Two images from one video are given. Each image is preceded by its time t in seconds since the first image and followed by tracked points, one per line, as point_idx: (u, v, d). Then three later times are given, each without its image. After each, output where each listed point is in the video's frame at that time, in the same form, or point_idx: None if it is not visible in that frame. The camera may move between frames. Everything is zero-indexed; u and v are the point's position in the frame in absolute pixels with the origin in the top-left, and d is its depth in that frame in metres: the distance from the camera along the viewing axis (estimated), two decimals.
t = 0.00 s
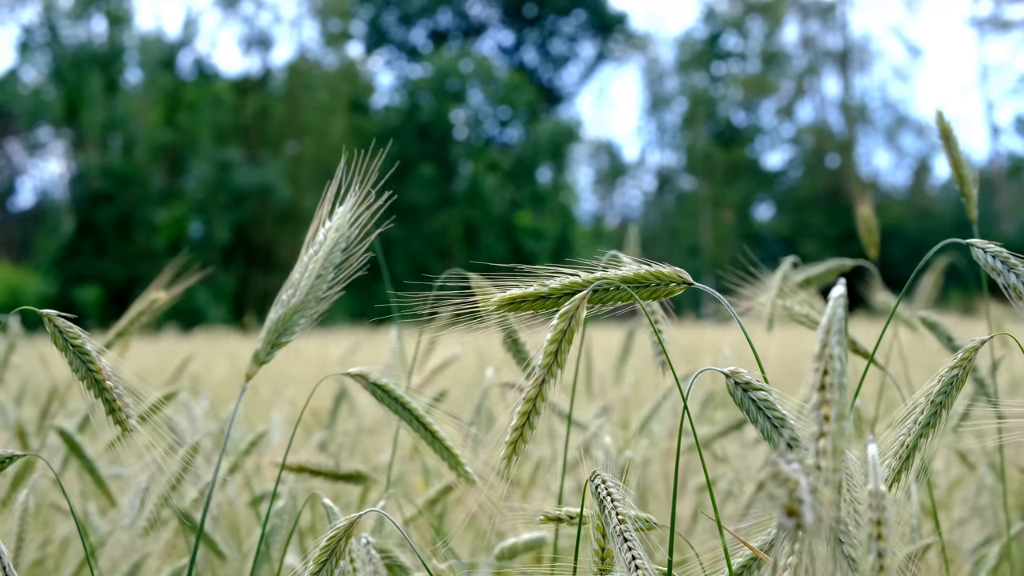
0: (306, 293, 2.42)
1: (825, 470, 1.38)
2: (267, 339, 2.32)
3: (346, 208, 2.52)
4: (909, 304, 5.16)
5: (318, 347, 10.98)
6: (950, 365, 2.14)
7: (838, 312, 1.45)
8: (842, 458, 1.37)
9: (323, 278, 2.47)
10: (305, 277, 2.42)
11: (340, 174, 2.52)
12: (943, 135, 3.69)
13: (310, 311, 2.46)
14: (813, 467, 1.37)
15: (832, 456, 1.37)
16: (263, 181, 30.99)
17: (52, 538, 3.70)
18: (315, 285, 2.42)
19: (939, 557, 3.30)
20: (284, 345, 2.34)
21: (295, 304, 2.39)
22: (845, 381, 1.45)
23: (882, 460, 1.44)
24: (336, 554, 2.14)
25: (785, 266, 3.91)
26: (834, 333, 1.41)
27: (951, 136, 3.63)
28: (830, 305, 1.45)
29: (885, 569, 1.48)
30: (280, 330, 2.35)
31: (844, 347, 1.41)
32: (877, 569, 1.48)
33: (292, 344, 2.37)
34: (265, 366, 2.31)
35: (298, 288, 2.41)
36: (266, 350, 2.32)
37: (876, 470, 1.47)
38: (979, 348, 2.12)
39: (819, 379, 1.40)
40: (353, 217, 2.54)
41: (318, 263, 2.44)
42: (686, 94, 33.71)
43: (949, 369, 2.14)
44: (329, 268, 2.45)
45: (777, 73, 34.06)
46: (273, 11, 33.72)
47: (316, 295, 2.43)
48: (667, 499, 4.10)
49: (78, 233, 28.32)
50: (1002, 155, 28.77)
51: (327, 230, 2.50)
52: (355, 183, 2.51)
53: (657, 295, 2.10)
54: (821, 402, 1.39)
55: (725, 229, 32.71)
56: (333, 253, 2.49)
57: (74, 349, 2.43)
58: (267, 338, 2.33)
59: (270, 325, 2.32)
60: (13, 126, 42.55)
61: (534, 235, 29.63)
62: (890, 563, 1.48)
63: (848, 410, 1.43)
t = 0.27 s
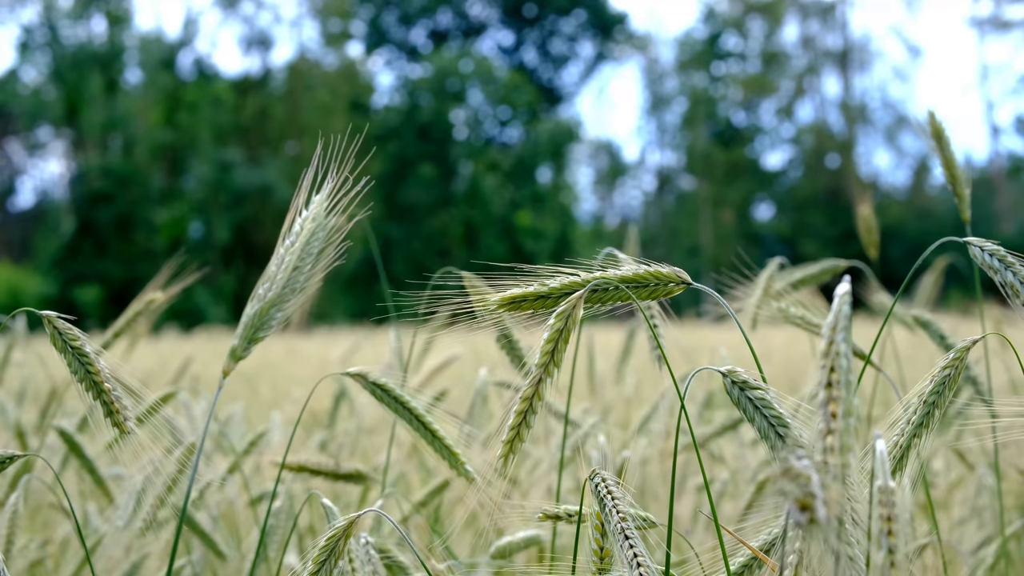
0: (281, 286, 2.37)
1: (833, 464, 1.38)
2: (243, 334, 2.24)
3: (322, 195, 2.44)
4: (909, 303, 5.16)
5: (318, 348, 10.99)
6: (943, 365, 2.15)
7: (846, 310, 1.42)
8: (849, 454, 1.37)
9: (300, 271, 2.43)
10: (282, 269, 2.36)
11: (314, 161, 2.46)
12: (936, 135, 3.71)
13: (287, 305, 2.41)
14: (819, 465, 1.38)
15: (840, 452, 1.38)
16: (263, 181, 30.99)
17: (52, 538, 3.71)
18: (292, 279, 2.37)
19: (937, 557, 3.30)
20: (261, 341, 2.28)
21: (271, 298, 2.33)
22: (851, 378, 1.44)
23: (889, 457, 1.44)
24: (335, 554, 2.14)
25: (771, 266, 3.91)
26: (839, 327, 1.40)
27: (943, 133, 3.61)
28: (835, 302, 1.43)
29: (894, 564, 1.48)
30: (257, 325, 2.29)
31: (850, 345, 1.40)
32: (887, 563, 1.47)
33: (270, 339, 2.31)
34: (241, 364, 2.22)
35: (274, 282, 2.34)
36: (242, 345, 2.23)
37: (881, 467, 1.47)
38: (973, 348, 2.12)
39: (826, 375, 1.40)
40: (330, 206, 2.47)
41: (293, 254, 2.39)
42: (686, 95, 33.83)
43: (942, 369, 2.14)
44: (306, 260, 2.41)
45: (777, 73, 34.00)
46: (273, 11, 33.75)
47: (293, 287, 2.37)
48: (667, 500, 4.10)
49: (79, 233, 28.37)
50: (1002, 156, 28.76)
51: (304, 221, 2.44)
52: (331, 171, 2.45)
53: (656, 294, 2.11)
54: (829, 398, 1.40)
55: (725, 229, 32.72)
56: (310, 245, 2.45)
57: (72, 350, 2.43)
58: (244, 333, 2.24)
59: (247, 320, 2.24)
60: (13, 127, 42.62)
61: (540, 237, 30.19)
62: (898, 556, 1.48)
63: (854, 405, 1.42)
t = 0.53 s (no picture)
0: (267, 281, 2.36)
1: (834, 455, 1.37)
2: (230, 332, 2.24)
3: (306, 185, 2.43)
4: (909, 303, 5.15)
5: (318, 348, 10.99)
6: (940, 364, 2.15)
7: (845, 304, 1.43)
8: (850, 444, 1.37)
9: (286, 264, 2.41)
10: (267, 263, 2.35)
11: (298, 151, 2.43)
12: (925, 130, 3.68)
13: (271, 299, 2.40)
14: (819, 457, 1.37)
15: (842, 445, 1.37)
16: (263, 181, 31.01)
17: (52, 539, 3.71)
18: (277, 273, 2.36)
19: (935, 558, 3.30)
20: (248, 337, 2.28)
21: (257, 293, 2.32)
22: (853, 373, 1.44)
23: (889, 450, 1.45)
24: (334, 552, 2.14)
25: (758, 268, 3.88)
26: (841, 322, 1.40)
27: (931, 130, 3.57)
28: (835, 298, 1.43)
29: (893, 558, 1.46)
30: (244, 321, 2.28)
31: (851, 337, 1.40)
32: (885, 556, 1.46)
33: (257, 335, 2.31)
34: (229, 360, 2.23)
35: (259, 276, 2.33)
36: (229, 342, 2.24)
37: (883, 460, 1.47)
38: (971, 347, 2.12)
39: (828, 367, 1.40)
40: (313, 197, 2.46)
41: (278, 246, 2.38)
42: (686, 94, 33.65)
43: (938, 369, 2.13)
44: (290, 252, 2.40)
45: (777, 72, 33.94)
46: (273, 11, 33.75)
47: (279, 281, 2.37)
48: (667, 500, 4.10)
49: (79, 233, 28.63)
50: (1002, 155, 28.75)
51: (288, 209, 2.41)
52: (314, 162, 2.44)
53: (654, 296, 2.11)
54: (831, 391, 1.40)
55: (725, 229, 32.75)
56: (295, 236, 2.43)
57: (74, 349, 2.43)
58: (230, 330, 2.25)
59: (233, 317, 2.24)
60: (14, 127, 42.69)
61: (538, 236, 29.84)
62: (897, 550, 1.47)
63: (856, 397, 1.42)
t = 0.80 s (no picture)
0: (265, 280, 2.36)
1: (815, 452, 1.38)
2: (227, 331, 2.25)
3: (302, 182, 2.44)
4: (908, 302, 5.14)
5: (317, 347, 10.98)
6: (938, 366, 2.15)
7: (831, 302, 1.44)
8: (831, 445, 1.38)
9: (283, 261, 2.42)
10: (265, 263, 2.36)
11: (294, 147, 2.43)
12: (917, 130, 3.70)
13: (269, 297, 2.40)
14: (802, 456, 1.38)
15: (823, 442, 1.38)
16: (263, 181, 31.00)
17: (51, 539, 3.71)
18: (275, 271, 2.37)
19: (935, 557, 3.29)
20: (246, 336, 2.28)
21: (254, 291, 2.32)
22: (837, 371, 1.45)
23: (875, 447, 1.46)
24: (332, 550, 2.14)
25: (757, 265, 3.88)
26: (825, 321, 1.42)
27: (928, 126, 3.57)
28: (821, 294, 1.45)
29: (875, 555, 1.46)
30: (241, 320, 2.29)
31: (835, 336, 1.41)
32: (868, 554, 1.46)
33: (254, 334, 2.31)
34: (227, 359, 2.24)
35: (257, 275, 2.34)
36: (227, 341, 2.24)
37: (868, 458, 1.48)
38: (970, 348, 2.12)
39: (812, 365, 1.40)
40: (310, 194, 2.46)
41: (276, 245, 2.39)
42: (686, 95, 33.65)
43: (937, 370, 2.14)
44: (288, 250, 2.41)
45: (777, 72, 33.90)
46: (273, 11, 33.74)
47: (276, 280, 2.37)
48: (667, 500, 4.10)
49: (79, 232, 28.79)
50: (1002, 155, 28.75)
51: (285, 209, 2.43)
52: (312, 160, 2.45)
53: (651, 297, 2.12)
54: (812, 389, 1.40)
55: (724, 229, 32.75)
56: (292, 233, 2.44)
57: (75, 348, 2.44)
58: (228, 330, 2.25)
59: (230, 316, 2.25)
60: (14, 126, 42.71)
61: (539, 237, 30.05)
62: (880, 546, 1.47)
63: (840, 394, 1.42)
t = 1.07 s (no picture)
0: (260, 279, 2.36)
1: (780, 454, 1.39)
2: (223, 330, 2.25)
3: (297, 181, 2.45)
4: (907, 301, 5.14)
5: (316, 348, 10.96)
6: (934, 366, 2.16)
7: (799, 304, 1.47)
8: (795, 447, 1.41)
9: (278, 260, 2.42)
10: (260, 262, 2.35)
11: (287, 147, 2.42)
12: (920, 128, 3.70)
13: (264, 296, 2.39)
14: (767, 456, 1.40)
15: (787, 444, 1.40)
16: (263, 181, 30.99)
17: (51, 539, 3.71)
18: (270, 270, 2.37)
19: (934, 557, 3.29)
20: (241, 336, 2.28)
21: (249, 291, 2.32)
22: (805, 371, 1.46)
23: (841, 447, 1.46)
24: (329, 549, 2.14)
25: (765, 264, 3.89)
26: (793, 320, 1.45)
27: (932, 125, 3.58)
28: (792, 295, 1.48)
29: (835, 556, 1.47)
30: (236, 319, 2.28)
31: (802, 337, 1.43)
32: (829, 556, 1.46)
33: (249, 334, 2.31)
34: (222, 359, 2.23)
35: (252, 275, 2.34)
36: (222, 341, 2.24)
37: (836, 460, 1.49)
38: (966, 347, 2.12)
39: (778, 364, 1.43)
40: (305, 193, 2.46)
41: (271, 244, 2.39)
42: (686, 95, 33.68)
43: (934, 369, 2.14)
44: (283, 249, 2.41)
45: (777, 72, 33.79)
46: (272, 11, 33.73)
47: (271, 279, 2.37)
48: (666, 500, 4.09)
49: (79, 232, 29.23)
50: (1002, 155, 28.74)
51: (281, 208, 2.43)
52: (306, 159, 2.45)
53: (645, 298, 2.11)
54: (779, 390, 1.41)
55: (725, 229, 32.73)
56: (287, 233, 2.44)
57: (79, 346, 2.44)
58: (223, 330, 2.25)
59: (226, 315, 2.25)
60: (14, 126, 42.69)
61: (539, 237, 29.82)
62: (842, 548, 1.48)
63: (807, 395, 1.44)
